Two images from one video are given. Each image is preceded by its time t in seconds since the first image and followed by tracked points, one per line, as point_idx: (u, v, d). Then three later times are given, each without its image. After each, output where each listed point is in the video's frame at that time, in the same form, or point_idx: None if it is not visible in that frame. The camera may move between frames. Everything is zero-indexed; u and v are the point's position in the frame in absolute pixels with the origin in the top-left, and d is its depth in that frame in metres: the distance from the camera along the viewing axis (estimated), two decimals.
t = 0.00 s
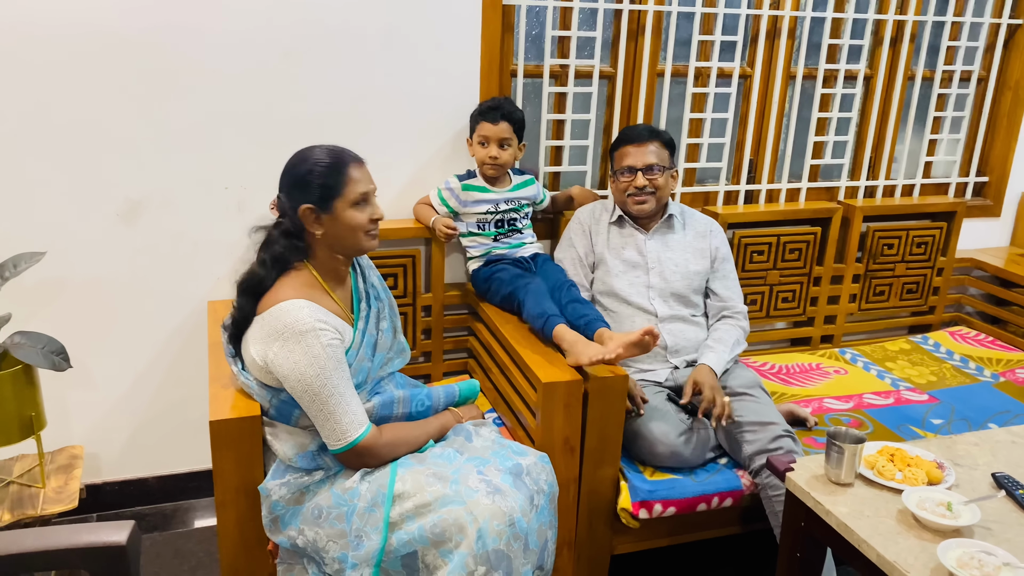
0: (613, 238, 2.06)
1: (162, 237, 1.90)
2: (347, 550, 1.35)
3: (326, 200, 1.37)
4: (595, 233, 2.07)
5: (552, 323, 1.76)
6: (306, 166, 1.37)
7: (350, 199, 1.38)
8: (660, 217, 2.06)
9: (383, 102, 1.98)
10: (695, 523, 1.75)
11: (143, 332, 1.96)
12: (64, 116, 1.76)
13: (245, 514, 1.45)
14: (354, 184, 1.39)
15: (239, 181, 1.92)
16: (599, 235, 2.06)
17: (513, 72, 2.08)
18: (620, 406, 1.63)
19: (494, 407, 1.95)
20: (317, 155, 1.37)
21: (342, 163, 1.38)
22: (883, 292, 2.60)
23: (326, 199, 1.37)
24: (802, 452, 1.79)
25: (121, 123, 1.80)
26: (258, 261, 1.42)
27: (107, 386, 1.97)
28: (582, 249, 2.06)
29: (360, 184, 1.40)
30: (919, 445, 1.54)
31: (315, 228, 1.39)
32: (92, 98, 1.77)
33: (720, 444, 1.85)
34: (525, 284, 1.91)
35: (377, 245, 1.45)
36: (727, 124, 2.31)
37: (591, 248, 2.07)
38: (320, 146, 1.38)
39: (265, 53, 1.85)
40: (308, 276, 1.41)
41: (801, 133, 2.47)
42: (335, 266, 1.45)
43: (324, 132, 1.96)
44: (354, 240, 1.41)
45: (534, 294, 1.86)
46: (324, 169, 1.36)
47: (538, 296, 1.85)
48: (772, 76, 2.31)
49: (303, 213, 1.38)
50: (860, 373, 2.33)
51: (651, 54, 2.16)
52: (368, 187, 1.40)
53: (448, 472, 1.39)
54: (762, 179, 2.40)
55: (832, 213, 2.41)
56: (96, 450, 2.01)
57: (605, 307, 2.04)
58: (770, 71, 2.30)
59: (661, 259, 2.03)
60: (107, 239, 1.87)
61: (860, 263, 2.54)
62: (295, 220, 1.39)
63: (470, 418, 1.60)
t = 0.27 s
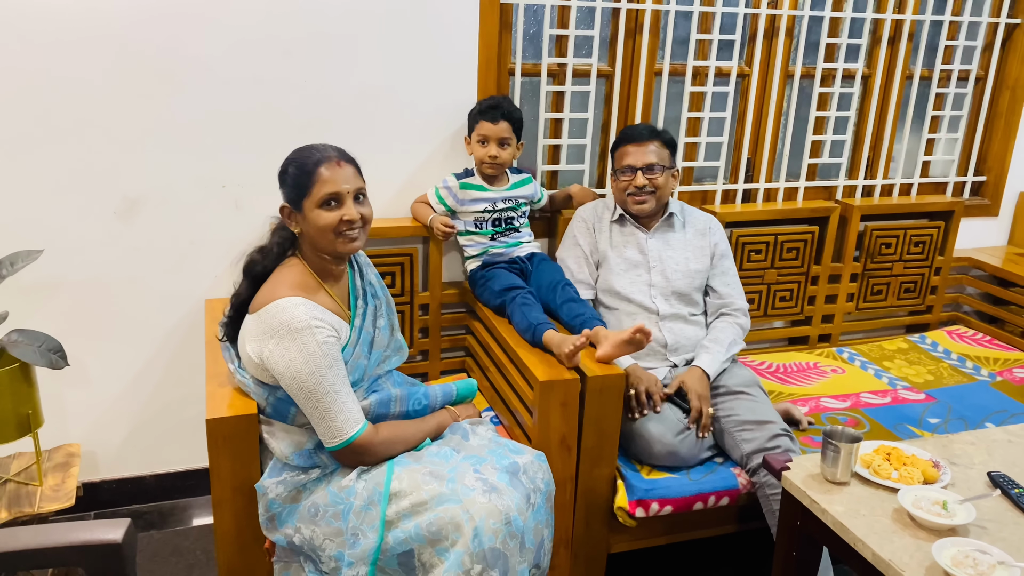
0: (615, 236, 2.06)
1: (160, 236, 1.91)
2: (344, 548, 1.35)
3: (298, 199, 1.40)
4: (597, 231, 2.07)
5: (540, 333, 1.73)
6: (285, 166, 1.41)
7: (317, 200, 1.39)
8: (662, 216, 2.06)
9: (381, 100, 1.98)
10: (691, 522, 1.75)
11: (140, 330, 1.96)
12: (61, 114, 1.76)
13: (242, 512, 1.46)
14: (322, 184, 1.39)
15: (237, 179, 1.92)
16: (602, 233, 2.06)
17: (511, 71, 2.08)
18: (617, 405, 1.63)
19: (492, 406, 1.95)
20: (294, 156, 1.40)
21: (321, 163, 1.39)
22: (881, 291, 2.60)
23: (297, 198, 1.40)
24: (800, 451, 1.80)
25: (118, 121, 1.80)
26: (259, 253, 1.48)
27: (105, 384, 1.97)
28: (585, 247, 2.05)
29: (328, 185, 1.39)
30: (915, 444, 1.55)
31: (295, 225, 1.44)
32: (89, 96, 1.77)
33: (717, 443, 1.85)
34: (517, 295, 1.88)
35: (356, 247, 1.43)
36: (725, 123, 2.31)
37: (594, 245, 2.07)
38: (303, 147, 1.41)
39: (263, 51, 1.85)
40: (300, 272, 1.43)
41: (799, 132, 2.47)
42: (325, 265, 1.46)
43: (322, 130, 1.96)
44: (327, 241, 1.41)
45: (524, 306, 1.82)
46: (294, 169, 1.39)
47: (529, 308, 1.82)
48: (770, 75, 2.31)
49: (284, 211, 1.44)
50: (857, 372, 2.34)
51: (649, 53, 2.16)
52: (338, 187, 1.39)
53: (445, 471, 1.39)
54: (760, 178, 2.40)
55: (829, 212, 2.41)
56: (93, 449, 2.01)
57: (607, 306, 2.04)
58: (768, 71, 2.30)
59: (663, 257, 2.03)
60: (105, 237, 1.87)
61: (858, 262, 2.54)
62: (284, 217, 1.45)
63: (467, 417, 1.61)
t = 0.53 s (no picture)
0: (620, 234, 2.07)
1: (160, 234, 1.91)
2: (343, 546, 1.36)
3: (297, 199, 1.41)
4: (603, 230, 2.06)
5: (543, 333, 1.73)
6: (283, 166, 1.42)
7: (316, 200, 1.39)
8: (666, 215, 2.07)
9: (380, 99, 1.98)
10: (690, 521, 1.76)
11: (140, 329, 1.96)
12: (62, 113, 1.77)
13: (241, 510, 1.46)
14: (320, 185, 1.39)
15: (237, 178, 1.93)
16: (607, 231, 2.06)
17: (510, 70, 2.08)
18: (615, 403, 1.64)
19: (491, 404, 1.96)
20: (292, 156, 1.41)
21: (320, 164, 1.39)
22: (880, 290, 2.60)
23: (296, 198, 1.41)
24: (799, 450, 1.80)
25: (118, 120, 1.81)
26: (262, 251, 1.48)
27: (105, 382, 1.97)
28: (591, 246, 2.04)
29: (326, 185, 1.39)
30: (913, 443, 1.55)
31: (295, 224, 1.44)
32: (89, 95, 1.77)
33: (716, 441, 1.85)
34: (517, 293, 1.89)
35: (354, 248, 1.44)
36: (724, 122, 2.31)
37: (599, 243, 2.06)
38: (302, 146, 1.41)
39: (263, 50, 1.85)
40: (299, 271, 1.43)
41: (798, 131, 2.47)
42: (324, 265, 1.46)
43: (322, 129, 1.96)
44: (325, 241, 1.42)
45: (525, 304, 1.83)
46: (293, 169, 1.40)
47: (530, 306, 1.82)
48: (769, 74, 2.31)
49: (282, 211, 1.44)
50: (856, 371, 2.34)
51: (648, 52, 2.16)
52: (337, 188, 1.39)
53: (444, 469, 1.39)
54: (759, 178, 2.40)
55: (828, 211, 2.41)
56: (93, 447, 2.01)
57: (613, 305, 2.04)
58: (768, 70, 2.30)
59: (667, 255, 2.04)
60: (105, 236, 1.87)
61: (857, 261, 2.55)
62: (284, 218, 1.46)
63: (466, 415, 1.61)
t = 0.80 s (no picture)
0: (623, 233, 2.06)
1: (161, 232, 1.91)
2: (344, 543, 1.36)
3: (297, 198, 1.41)
4: (601, 234, 2.06)
5: (544, 330, 1.73)
6: (284, 164, 1.41)
7: (316, 199, 1.39)
8: (670, 214, 2.07)
9: (381, 96, 1.98)
10: (691, 518, 1.75)
11: (141, 326, 1.96)
12: (63, 111, 1.77)
13: (242, 507, 1.46)
14: (321, 184, 1.39)
15: (238, 176, 1.93)
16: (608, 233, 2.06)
17: (511, 67, 2.08)
18: (616, 400, 1.64)
19: (492, 402, 1.96)
20: (293, 155, 1.40)
21: (322, 162, 1.39)
22: (881, 288, 2.60)
23: (297, 197, 1.41)
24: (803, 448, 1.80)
25: (119, 117, 1.80)
26: (264, 245, 1.48)
27: (106, 379, 1.98)
28: (589, 249, 2.04)
29: (328, 184, 1.39)
30: (915, 440, 1.55)
31: (295, 222, 1.44)
32: (90, 92, 1.77)
33: (717, 438, 1.85)
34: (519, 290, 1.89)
35: (354, 247, 1.44)
36: (725, 120, 2.31)
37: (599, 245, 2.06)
38: (304, 145, 1.41)
39: (263, 47, 1.85)
40: (301, 267, 1.43)
41: (799, 128, 2.47)
42: (325, 262, 1.46)
43: (323, 126, 1.96)
44: (325, 241, 1.42)
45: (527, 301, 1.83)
46: (294, 168, 1.39)
47: (531, 303, 1.82)
48: (771, 72, 2.30)
49: (283, 209, 1.44)
50: (857, 369, 2.34)
51: (649, 49, 2.16)
52: (337, 187, 1.39)
53: (445, 466, 1.39)
54: (760, 175, 2.40)
55: (829, 209, 2.40)
56: (94, 444, 2.01)
57: (612, 305, 2.04)
58: (769, 67, 2.30)
59: (671, 253, 2.04)
60: (106, 233, 1.87)
61: (858, 258, 2.54)
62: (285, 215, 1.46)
63: (467, 412, 1.61)
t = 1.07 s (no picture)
0: (617, 232, 2.06)
1: (159, 229, 1.91)
2: (342, 541, 1.35)
3: (293, 194, 1.41)
4: (597, 232, 2.06)
5: (542, 327, 1.73)
6: (280, 160, 1.41)
7: (311, 195, 1.39)
8: (665, 211, 2.07)
9: (379, 93, 1.97)
10: (690, 516, 1.75)
11: (138, 324, 1.96)
12: (61, 108, 1.76)
13: (240, 505, 1.46)
14: (316, 180, 1.38)
15: (236, 173, 1.92)
16: (601, 232, 2.06)
17: (510, 64, 2.08)
18: (615, 398, 1.63)
19: (490, 400, 1.96)
20: (289, 151, 1.40)
21: (317, 158, 1.38)
22: (881, 285, 2.60)
23: (293, 193, 1.40)
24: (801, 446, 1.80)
25: (116, 114, 1.80)
26: (262, 243, 1.48)
27: (104, 377, 1.97)
28: (585, 246, 2.04)
29: (323, 181, 1.38)
30: (914, 438, 1.54)
31: (292, 219, 1.45)
32: (88, 90, 1.77)
33: (717, 436, 1.84)
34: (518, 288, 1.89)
35: (351, 243, 1.43)
36: (725, 117, 2.30)
37: (594, 243, 2.06)
38: (299, 141, 1.41)
39: (261, 44, 1.85)
40: (297, 264, 1.43)
41: (799, 126, 2.46)
42: (322, 258, 1.46)
43: (321, 124, 1.95)
44: (321, 237, 1.41)
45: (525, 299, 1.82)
46: (289, 164, 1.39)
47: (529, 301, 1.82)
48: (770, 69, 2.30)
49: (280, 205, 1.45)
50: (856, 367, 2.33)
51: (649, 46, 2.15)
52: (332, 183, 1.39)
53: (443, 464, 1.39)
54: (760, 172, 2.40)
55: (829, 206, 2.40)
56: (93, 443, 2.01)
57: (607, 303, 2.04)
58: (768, 64, 2.29)
59: (667, 252, 2.03)
60: (104, 231, 1.87)
61: (857, 256, 2.54)
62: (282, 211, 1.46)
63: (466, 410, 1.60)
